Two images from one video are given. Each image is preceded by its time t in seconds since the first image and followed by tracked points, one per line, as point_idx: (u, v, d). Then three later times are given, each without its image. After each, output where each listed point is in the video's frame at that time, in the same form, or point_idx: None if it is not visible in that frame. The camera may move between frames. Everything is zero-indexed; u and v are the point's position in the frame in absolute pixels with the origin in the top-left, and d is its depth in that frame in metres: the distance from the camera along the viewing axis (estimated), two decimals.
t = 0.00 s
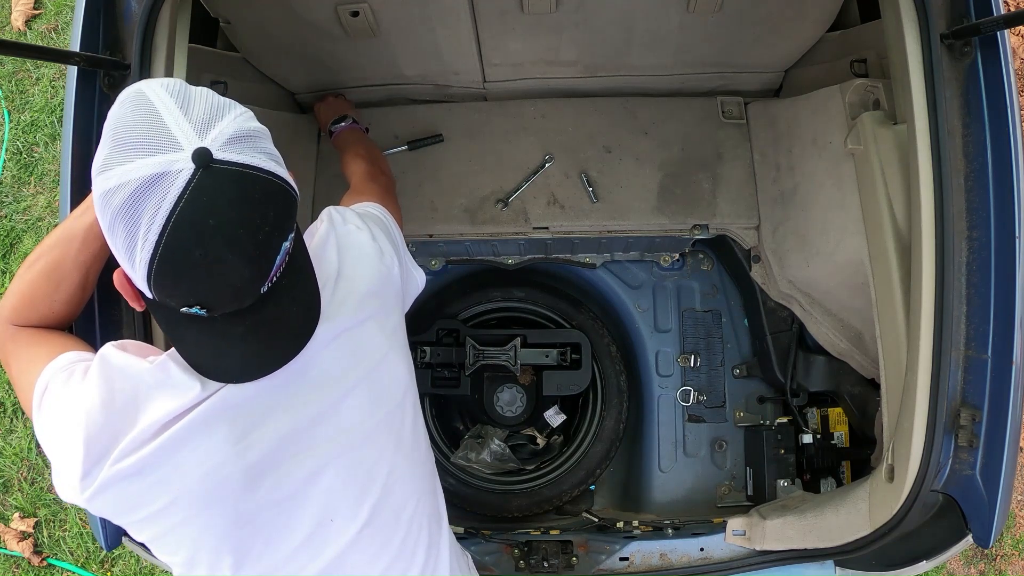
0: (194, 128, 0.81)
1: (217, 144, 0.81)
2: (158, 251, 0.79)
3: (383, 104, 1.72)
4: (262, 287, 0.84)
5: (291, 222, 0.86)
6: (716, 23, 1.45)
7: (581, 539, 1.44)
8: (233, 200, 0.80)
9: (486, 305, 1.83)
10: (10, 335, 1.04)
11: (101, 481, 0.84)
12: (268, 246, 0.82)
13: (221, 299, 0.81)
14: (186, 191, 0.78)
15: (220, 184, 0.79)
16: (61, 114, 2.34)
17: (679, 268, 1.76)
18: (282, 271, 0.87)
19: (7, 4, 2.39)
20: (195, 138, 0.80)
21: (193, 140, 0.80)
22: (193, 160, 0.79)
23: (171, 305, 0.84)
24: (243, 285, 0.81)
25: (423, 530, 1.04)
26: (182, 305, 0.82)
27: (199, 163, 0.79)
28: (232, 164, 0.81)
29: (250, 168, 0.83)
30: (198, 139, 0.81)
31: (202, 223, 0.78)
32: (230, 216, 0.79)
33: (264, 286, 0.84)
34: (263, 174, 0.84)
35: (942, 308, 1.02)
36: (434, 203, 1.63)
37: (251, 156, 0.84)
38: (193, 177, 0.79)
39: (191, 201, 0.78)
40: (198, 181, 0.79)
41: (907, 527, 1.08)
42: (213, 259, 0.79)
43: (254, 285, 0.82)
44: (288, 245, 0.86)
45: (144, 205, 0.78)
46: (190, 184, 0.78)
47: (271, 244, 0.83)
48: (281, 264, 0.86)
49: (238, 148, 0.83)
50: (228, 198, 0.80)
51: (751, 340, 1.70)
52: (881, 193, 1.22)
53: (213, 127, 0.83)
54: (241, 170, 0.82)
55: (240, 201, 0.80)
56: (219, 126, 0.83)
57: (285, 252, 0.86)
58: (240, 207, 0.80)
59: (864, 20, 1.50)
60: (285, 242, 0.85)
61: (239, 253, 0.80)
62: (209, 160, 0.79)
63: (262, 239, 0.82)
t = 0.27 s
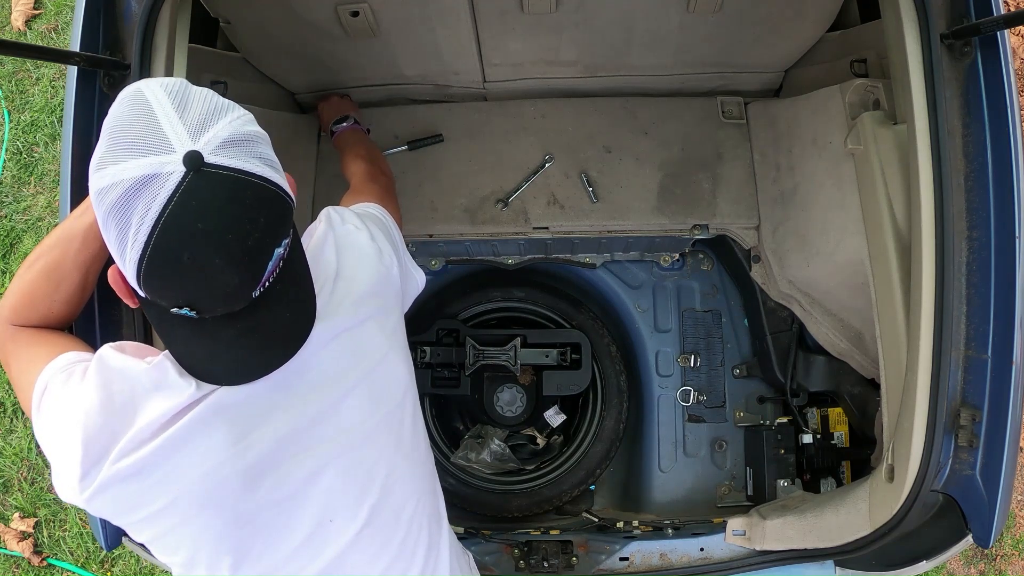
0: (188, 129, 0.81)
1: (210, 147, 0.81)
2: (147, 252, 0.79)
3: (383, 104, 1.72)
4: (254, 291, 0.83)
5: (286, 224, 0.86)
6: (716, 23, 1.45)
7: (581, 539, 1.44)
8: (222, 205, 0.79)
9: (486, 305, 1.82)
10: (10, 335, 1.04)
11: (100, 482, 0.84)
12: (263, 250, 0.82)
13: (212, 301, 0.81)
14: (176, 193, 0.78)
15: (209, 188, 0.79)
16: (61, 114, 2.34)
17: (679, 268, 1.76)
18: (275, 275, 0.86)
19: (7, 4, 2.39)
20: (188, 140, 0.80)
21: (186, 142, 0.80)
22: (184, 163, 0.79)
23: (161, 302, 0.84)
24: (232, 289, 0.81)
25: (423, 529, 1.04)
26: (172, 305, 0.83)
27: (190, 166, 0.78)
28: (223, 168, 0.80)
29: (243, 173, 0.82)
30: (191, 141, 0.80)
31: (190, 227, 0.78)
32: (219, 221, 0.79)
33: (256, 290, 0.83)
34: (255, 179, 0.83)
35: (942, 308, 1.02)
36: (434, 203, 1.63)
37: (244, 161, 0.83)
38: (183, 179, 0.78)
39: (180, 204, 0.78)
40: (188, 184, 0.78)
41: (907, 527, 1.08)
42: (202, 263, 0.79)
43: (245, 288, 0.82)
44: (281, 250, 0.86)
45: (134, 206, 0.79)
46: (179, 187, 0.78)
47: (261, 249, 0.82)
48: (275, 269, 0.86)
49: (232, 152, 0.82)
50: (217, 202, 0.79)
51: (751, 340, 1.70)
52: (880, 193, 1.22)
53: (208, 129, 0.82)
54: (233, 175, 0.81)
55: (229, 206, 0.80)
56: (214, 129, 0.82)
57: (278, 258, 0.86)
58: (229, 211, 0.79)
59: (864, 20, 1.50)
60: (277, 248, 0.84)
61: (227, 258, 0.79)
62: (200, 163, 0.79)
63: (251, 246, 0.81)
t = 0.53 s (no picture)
0: (195, 125, 0.80)
1: (210, 147, 0.79)
2: (125, 232, 0.79)
3: (383, 104, 1.72)
4: (229, 297, 0.83)
5: (272, 240, 0.83)
6: (716, 23, 1.45)
7: (581, 539, 1.44)
8: (202, 205, 0.78)
9: (486, 305, 1.82)
10: (10, 335, 1.04)
11: (100, 482, 0.84)
12: (240, 262, 0.81)
13: (184, 293, 0.81)
14: (161, 182, 0.78)
15: (195, 186, 0.78)
16: (61, 114, 2.34)
17: (679, 268, 1.76)
18: (258, 286, 0.85)
19: (7, 4, 2.39)
20: (190, 134, 0.79)
21: (190, 135, 0.79)
22: (177, 156, 0.78)
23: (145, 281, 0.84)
24: (203, 287, 0.80)
25: (423, 529, 1.04)
26: (150, 288, 0.83)
27: (181, 159, 0.78)
28: (215, 172, 0.79)
29: (235, 180, 0.80)
30: (192, 136, 0.79)
31: (168, 220, 0.78)
32: (197, 220, 0.78)
33: (230, 296, 0.83)
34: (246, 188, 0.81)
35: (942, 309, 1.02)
36: (434, 203, 1.63)
37: (243, 169, 0.81)
38: (172, 170, 0.78)
39: (162, 195, 0.78)
40: (175, 178, 0.78)
41: (907, 527, 1.08)
42: (176, 257, 0.78)
43: (218, 291, 0.81)
44: (264, 264, 0.84)
45: (125, 185, 0.79)
46: (167, 176, 0.78)
47: (239, 259, 0.80)
48: (258, 280, 0.84)
49: (231, 157, 0.80)
50: (199, 202, 0.78)
51: (751, 340, 1.70)
52: (881, 193, 1.22)
53: (215, 129, 0.80)
54: (223, 180, 0.79)
55: (212, 208, 0.78)
56: (222, 130, 0.81)
57: (260, 271, 0.84)
58: (206, 213, 0.78)
59: (864, 20, 1.50)
60: (256, 261, 0.83)
61: (198, 259, 0.78)
62: (191, 159, 0.78)
63: (222, 252, 0.79)
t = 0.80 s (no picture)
0: (206, 125, 0.79)
1: (213, 151, 0.78)
2: (122, 212, 0.80)
3: (383, 104, 1.71)
4: (210, 298, 0.83)
5: (256, 256, 0.82)
6: (716, 23, 1.45)
7: (581, 539, 1.44)
8: (192, 205, 0.78)
9: (486, 305, 1.82)
10: (9, 335, 1.03)
11: (100, 480, 0.83)
12: (218, 270, 0.80)
13: (167, 282, 0.82)
14: (160, 174, 0.78)
15: (190, 186, 0.78)
16: (61, 114, 2.34)
17: (679, 268, 1.76)
18: (244, 293, 0.85)
19: (7, 4, 2.39)
20: (197, 133, 0.79)
21: (198, 134, 0.79)
22: (179, 152, 0.78)
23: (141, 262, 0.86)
24: (181, 282, 0.80)
25: (423, 529, 1.04)
26: (144, 268, 0.84)
27: (182, 157, 0.78)
28: (211, 176, 0.78)
29: (229, 188, 0.79)
30: (199, 135, 0.79)
31: (156, 211, 0.78)
32: (182, 218, 0.78)
33: (213, 297, 0.83)
34: (238, 199, 0.79)
35: (943, 309, 1.02)
36: (433, 203, 1.63)
37: (241, 179, 0.79)
38: (172, 165, 0.78)
39: (157, 186, 0.78)
40: (170, 173, 0.78)
41: (907, 527, 1.08)
42: (160, 249, 0.79)
43: (197, 290, 0.81)
44: (250, 275, 0.83)
45: (131, 166, 0.80)
46: (167, 169, 0.78)
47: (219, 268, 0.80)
48: (242, 289, 0.84)
49: (232, 164, 0.79)
50: (188, 201, 0.78)
51: (751, 340, 1.70)
52: (881, 193, 1.22)
53: (225, 133, 0.80)
54: (216, 185, 0.78)
55: (200, 210, 0.78)
56: (232, 136, 0.80)
57: (246, 280, 0.83)
58: (194, 214, 0.78)
59: (864, 20, 1.50)
60: (240, 271, 0.82)
61: (178, 256, 0.78)
62: (192, 159, 0.77)
63: (202, 256, 0.79)
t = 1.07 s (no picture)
0: (212, 121, 0.80)
1: (218, 146, 0.79)
2: (125, 204, 0.81)
3: (383, 104, 1.72)
4: (209, 294, 0.83)
5: (256, 253, 0.83)
6: (716, 23, 1.45)
7: (581, 539, 1.44)
8: (195, 199, 0.78)
9: (486, 305, 1.83)
10: (10, 334, 1.03)
11: (100, 480, 0.83)
12: (218, 266, 0.81)
13: (167, 277, 0.82)
14: (165, 167, 0.79)
15: (194, 179, 0.78)
16: (61, 114, 2.34)
17: (679, 268, 1.76)
18: (243, 292, 0.85)
19: (7, 4, 2.39)
20: (203, 128, 0.80)
21: (203, 129, 0.80)
22: (185, 146, 0.79)
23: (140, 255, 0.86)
24: (181, 276, 0.81)
25: (423, 529, 1.04)
26: (144, 262, 0.85)
27: (188, 151, 0.78)
28: (215, 171, 0.79)
29: (232, 183, 0.80)
30: (204, 130, 0.80)
31: (159, 204, 0.79)
32: (184, 212, 0.78)
33: (211, 294, 0.83)
34: (241, 195, 0.80)
35: (943, 309, 1.01)
36: (433, 202, 1.63)
37: (244, 175, 0.80)
38: (177, 159, 0.79)
39: (161, 178, 0.79)
40: (175, 167, 0.78)
41: (907, 527, 1.08)
42: (161, 241, 0.79)
43: (196, 286, 0.82)
44: (249, 273, 0.84)
45: (137, 158, 0.81)
46: (172, 163, 0.79)
47: (219, 264, 0.81)
48: (241, 287, 0.84)
49: (236, 160, 0.80)
50: (191, 195, 0.78)
51: (751, 340, 1.70)
52: (881, 192, 1.22)
53: (230, 129, 0.81)
54: (219, 180, 0.79)
55: (202, 205, 0.79)
56: (237, 133, 0.81)
57: (246, 278, 0.84)
58: (197, 208, 0.78)
59: (864, 20, 1.50)
60: (240, 268, 0.82)
61: (178, 251, 0.79)
62: (197, 153, 0.78)
63: (203, 249, 0.79)
